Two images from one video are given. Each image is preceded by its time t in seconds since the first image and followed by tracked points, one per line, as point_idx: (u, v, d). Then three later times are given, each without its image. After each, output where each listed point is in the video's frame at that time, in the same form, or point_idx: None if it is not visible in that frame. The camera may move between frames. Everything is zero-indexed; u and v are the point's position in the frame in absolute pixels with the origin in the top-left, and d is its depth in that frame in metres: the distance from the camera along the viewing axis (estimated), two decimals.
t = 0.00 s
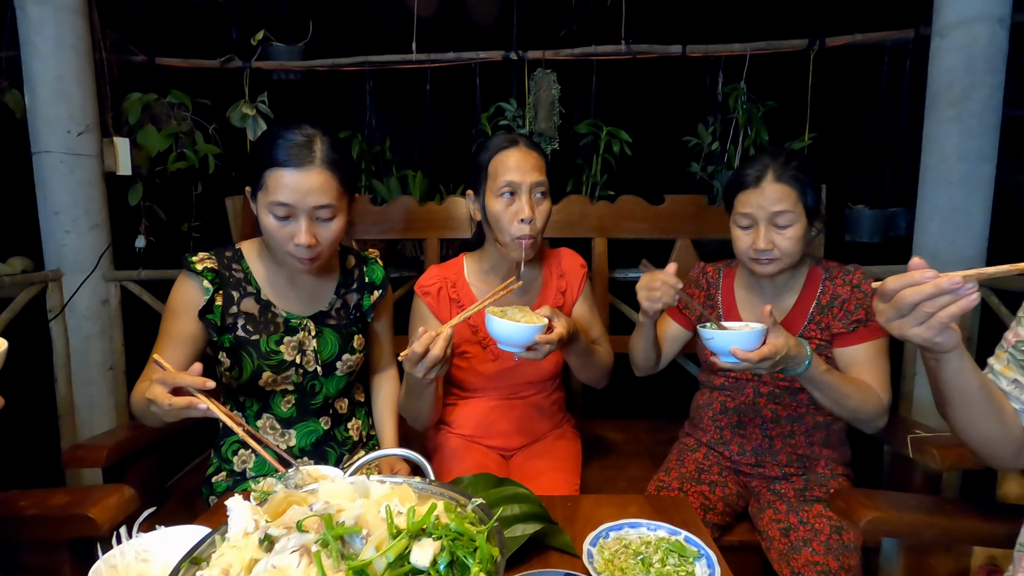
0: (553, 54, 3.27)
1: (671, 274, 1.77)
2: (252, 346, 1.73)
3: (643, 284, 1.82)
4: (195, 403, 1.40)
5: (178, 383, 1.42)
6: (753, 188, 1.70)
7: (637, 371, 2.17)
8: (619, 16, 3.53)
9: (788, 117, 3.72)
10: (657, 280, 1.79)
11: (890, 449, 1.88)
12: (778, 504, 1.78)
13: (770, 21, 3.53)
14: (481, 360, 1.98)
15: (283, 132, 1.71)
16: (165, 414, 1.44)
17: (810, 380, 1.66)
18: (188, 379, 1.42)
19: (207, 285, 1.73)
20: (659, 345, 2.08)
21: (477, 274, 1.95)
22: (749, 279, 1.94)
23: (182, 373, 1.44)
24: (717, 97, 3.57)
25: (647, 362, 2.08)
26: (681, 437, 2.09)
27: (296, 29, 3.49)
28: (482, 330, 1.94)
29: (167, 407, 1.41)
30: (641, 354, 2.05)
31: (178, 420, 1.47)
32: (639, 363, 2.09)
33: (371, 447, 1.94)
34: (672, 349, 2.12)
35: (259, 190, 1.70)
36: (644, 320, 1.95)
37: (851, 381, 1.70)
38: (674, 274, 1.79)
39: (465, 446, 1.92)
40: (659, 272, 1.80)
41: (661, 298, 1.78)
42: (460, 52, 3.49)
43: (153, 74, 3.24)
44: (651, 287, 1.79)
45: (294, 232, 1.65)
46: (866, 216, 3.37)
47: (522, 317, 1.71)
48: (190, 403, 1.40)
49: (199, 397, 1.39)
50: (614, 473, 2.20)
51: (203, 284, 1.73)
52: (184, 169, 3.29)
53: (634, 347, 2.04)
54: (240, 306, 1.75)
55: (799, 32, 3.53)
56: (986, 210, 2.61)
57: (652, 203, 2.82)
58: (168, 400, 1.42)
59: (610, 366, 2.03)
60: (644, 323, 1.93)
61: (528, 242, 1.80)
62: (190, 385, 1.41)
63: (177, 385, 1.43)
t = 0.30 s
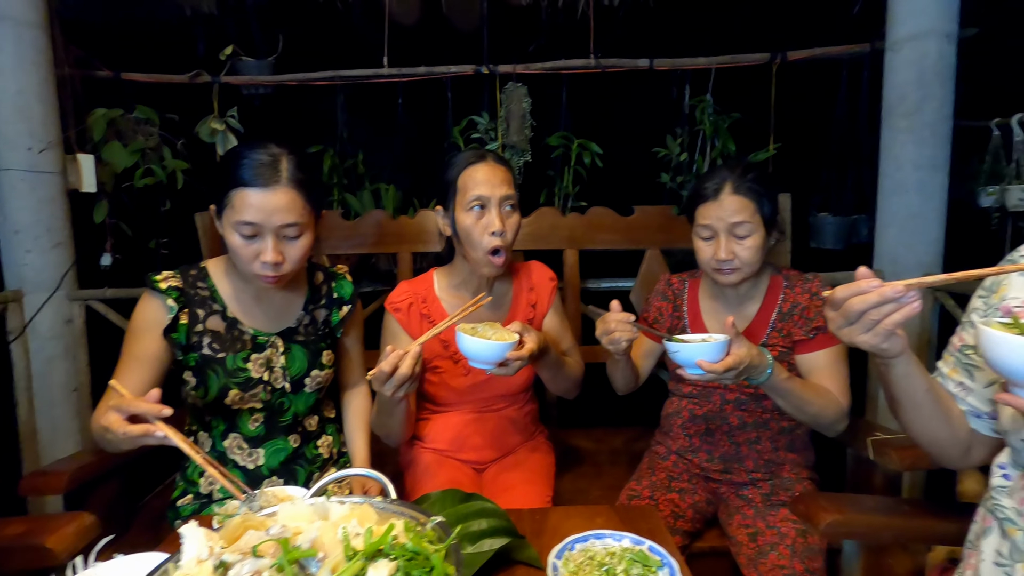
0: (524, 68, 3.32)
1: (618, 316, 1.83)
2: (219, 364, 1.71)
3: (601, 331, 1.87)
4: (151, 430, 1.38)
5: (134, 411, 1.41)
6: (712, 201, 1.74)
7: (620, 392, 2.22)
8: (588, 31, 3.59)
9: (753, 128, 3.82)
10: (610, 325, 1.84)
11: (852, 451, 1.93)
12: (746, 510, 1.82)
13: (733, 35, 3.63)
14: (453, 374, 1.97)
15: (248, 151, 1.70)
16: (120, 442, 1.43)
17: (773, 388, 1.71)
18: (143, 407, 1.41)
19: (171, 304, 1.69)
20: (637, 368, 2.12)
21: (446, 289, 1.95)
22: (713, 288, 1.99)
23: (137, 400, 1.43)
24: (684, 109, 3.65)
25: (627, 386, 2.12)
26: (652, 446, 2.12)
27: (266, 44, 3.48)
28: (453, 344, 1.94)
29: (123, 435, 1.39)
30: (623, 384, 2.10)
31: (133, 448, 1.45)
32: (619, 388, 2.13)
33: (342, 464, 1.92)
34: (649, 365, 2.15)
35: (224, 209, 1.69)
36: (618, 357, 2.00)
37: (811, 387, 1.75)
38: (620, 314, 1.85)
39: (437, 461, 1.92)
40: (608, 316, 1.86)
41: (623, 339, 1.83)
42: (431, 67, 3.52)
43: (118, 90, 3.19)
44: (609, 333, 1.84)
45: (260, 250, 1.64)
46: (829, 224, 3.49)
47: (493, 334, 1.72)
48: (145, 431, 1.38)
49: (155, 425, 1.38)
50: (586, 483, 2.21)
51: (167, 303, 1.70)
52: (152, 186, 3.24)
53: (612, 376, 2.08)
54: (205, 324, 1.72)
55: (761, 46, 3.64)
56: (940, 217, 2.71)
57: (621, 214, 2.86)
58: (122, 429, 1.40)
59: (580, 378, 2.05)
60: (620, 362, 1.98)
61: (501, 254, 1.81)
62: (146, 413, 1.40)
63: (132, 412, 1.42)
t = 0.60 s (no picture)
0: (463, 87, 3.35)
1: (542, 336, 1.88)
2: (128, 392, 1.63)
3: (530, 353, 1.90)
4: (56, 477, 1.29)
5: (36, 459, 1.32)
6: (637, 222, 1.81)
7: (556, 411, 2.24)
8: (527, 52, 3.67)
9: (685, 149, 3.99)
10: (537, 346, 1.87)
11: (773, 459, 2.02)
12: (675, 520, 1.88)
13: (665, 61, 3.80)
14: (385, 395, 1.92)
15: (163, 168, 1.63)
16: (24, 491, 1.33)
17: (696, 402, 1.77)
18: (45, 455, 1.32)
19: (76, 328, 1.59)
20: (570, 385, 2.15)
21: (378, 309, 1.93)
22: (643, 305, 2.06)
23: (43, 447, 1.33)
24: (620, 130, 3.78)
25: (563, 405, 2.14)
26: (586, 460, 2.15)
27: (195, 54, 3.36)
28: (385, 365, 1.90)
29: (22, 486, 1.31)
30: (557, 403, 2.12)
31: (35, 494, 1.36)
32: (555, 406, 2.15)
33: (268, 492, 1.84)
34: (583, 380, 2.19)
35: (136, 230, 1.61)
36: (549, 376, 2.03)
37: (732, 400, 1.83)
38: (545, 334, 1.89)
39: (369, 486, 1.87)
40: (535, 337, 1.89)
41: (552, 357, 1.87)
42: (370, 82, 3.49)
43: (29, 98, 3.00)
44: (538, 354, 1.87)
45: (176, 272, 1.57)
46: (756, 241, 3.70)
47: (424, 356, 1.70)
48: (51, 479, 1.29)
49: (61, 473, 1.29)
50: (522, 501, 2.21)
51: (71, 327, 1.59)
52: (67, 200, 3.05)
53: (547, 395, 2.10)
54: (115, 350, 1.64)
55: (691, 71, 3.82)
56: (852, 235, 2.91)
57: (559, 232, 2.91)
58: (20, 478, 1.31)
59: (514, 397, 2.05)
60: (552, 382, 2.01)
61: (429, 272, 1.80)
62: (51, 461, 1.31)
63: (33, 459, 1.32)
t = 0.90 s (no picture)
0: (390, 106, 3.30)
1: (461, 329, 1.87)
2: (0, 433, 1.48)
3: (449, 347, 1.89)
4: None
5: None
6: (554, 246, 1.85)
7: (472, 426, 2.20)
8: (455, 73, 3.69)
9: (610, 172, 4.13)
10: (456, 339, 1.87)
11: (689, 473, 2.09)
12: (595, 538, 1.90)
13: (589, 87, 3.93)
14: (298, 425, 1.84)
15: (47, 187, 1.51)
16: None
17: (613, 419, 1.81)
18: None
19: None
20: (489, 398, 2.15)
21: (290, 335, 1.85)
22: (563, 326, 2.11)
23: None
24: (546, 152, 3.87)
25: (481, 414, 2.11)
26: (511, 482, 2.15)
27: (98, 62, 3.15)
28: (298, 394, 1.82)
29: None
30: (474, 408, 2.09)
31: None
32: (472, 415, 2.11)
33: (166, 536, 1.70)
34: (502, 397, 2.21)
35: (14, 253, 1.47)
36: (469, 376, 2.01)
37: (647, 417, 1.88)
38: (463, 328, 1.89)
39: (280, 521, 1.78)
40: (451, 331, 1.88)
41: (472, 349, 1.87)
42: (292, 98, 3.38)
43: None
44: (458, 347, 1.87)
45: (60, 299, 1.45)
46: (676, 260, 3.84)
47: (339, 387, 1.64)
48: None
49: None
50: (447, 526, 2.17)
51: None
52: None
53: (465, 401, 2.07)
54: None
55: (614, 98, 3.97)
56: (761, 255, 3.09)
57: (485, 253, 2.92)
58: None
59: (435, 423, 2.01)
60: (473, 379, 1.98)
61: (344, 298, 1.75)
62: None
63: None
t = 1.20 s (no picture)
0: (331, 106, 3.21)
1: (396, 322, 1.82)
2: None
3: (386, 341, 1.83)
4: None
5: None
6: (491, 251, 1.85)
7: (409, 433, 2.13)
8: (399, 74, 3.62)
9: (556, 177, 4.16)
10: (391, 331, 1.81)
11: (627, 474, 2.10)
12: (534, 543, 1.89)
13: (534, 92, 3.95)
14: (222, 438, 1.75)
15: None
16: None
17: (550, 423, 1.80)
18: None
19: None
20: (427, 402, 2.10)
21: (213, 343, 1.78)
22: (501, 331, 2.13)
23: None
24: (492, 156, 3.86)
25: (418, 417, 2.06)
26: (451, 489, 2.12)
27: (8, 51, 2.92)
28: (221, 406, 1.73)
29: None
30: (412, 408, 2.03)
31: None
32: (409, 420, 2.05)
33: (74, 560, 1.60)
34: (442, 403, 2.14)
35: None
36: (405, 372, 1.97)
37: (585, 420, 1.89)
38: (398, 320, 1.84)
39: (201, 539, 1.68)
40: (387, 324, 1.83)
41: (406, 341, 1.83)
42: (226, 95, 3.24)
43: None
44: (393, 339, 1.81)
45: None
46: (621, 264, 3.92)
47: (270, 403, 1.57)
48: None
49: None
50: (386, 536, 2.12)
51: None
52: None
53: (404, 403, 2.01)
54: None
55: (560, 104, 4.01)
56: (700, 259, 3.17)
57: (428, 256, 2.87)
58: None
59: (370, 433, 1.96)
60: (411, 375, 1.93)
61: (271, 305, 1.68)
62: None
63: None
